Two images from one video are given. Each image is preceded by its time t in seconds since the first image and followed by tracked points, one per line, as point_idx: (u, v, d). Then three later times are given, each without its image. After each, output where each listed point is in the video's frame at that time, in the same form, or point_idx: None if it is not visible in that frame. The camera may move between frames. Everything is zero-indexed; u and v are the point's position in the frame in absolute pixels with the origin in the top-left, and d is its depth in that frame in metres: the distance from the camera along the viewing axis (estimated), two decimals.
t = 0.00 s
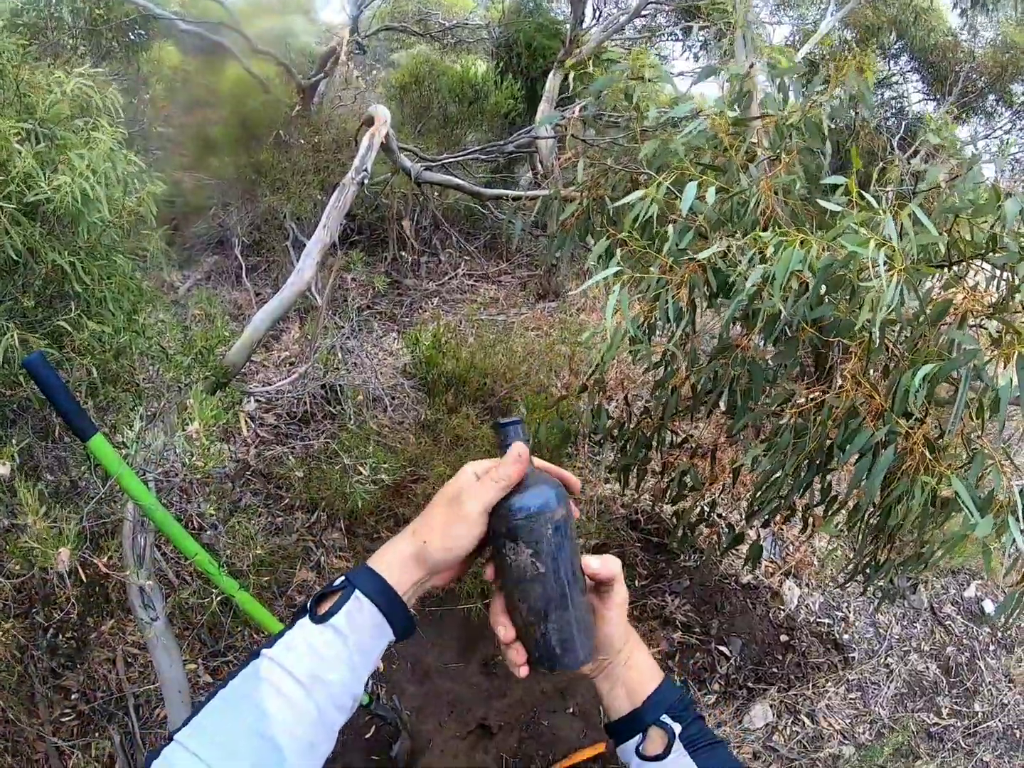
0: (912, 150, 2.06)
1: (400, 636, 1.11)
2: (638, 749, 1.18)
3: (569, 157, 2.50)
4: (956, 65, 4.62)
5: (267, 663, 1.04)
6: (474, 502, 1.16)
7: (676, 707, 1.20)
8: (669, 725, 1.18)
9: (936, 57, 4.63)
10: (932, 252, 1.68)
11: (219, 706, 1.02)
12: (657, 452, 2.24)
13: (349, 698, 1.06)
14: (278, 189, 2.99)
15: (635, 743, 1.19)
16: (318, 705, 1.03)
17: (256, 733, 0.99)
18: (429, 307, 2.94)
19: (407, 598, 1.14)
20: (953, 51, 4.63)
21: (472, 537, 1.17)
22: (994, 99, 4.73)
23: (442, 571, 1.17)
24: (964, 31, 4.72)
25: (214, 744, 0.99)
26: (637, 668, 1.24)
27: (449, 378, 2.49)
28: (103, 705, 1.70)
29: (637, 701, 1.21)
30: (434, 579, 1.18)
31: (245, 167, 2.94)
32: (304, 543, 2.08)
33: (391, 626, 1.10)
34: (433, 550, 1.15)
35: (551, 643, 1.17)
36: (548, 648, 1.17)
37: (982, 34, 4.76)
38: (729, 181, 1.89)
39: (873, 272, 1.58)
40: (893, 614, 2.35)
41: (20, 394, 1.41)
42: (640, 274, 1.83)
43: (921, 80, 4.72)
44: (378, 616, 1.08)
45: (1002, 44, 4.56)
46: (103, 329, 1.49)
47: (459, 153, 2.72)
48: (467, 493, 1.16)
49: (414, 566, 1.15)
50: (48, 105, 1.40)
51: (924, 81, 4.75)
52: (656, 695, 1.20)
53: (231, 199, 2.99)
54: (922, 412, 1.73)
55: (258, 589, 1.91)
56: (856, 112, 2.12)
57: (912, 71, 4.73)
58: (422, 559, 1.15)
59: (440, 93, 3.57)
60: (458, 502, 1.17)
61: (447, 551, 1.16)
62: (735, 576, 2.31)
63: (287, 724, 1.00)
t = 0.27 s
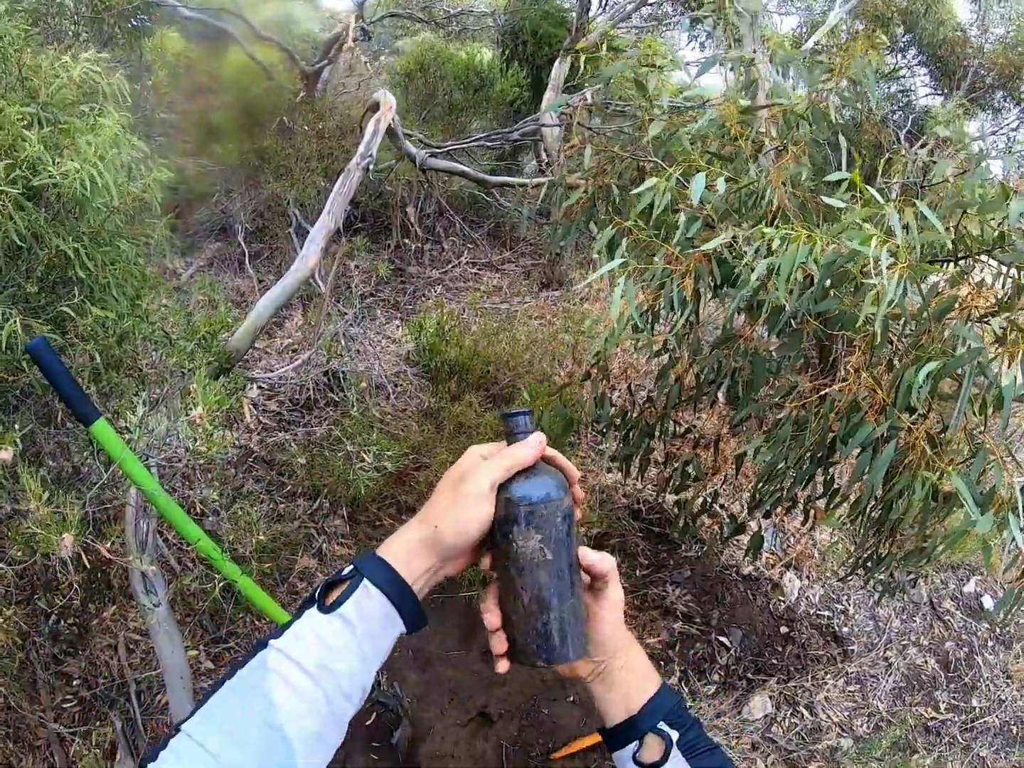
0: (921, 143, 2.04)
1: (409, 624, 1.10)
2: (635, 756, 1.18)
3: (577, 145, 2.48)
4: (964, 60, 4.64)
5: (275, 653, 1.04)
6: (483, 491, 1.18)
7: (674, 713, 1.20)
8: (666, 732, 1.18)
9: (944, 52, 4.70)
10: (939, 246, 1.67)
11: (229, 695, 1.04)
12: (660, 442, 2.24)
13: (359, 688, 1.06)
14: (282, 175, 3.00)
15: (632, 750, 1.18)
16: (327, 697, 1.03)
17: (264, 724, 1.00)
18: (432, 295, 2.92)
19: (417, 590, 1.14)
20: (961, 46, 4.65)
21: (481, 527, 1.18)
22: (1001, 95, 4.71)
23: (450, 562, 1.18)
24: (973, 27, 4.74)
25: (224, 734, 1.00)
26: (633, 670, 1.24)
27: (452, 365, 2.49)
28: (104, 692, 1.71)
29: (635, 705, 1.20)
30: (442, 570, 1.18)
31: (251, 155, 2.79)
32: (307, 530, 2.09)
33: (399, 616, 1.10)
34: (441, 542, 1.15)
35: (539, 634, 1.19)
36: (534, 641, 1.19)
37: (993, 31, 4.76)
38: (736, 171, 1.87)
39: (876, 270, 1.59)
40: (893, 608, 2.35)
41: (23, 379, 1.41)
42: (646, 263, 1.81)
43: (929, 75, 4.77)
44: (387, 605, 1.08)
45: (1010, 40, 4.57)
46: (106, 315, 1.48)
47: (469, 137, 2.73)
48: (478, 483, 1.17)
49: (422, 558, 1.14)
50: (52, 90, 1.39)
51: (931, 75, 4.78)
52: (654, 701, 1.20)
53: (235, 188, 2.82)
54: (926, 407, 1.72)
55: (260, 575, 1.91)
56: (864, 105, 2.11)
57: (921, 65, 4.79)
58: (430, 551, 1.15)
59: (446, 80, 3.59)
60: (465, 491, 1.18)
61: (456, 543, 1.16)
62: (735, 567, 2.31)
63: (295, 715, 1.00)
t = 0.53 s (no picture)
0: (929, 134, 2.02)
1: (407, 609, 1.10)
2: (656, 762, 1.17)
3: (581, 132, 2.46)
4: (974, 53, 4.60)
5: (268, 640, 1.05)
6: (487, 472, 1.18)
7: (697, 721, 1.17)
8: (689, 743, 1.16)
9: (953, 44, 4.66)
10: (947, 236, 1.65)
11: (223, 680, 1.05)
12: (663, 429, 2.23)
13: (355, 674, 1.06)
14: (285, 160, 2.87)
15: (653, 757, 1.17)
16: (321, 684, 1.03)
17: (257, 710, 1.01)
18: (436, 281, 2.91)
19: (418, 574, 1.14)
20: (971, 39, 4.61)
21: (482, 509, 1.18)
22: (1009, 91, 4.68)
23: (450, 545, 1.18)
24: (984, 21, 4.71)
25: (218, 719, 1.02)
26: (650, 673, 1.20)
27: (454, 351, 2.48)
28: (106, 675, 1.71)
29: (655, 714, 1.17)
30: (442, 554, 1.18)
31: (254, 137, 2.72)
32: (308, 515, 2.09)
33: (395, 600, 1.09)
34: (443, 525, 1.15)
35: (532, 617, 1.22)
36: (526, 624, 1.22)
37: (1004, 26, 4.73)
38: (743, 158, 1.86)
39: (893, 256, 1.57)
40: (892, 600, 2.35)
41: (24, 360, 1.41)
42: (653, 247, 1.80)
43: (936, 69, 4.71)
44: (381, 591, 1.08)
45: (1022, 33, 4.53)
46: (108, 296, 1.48)
47: (469, 125, 2.67)
48: (484, 463, 1.18)
49: (423, 542, 1.14)
50: (51, 68, 1.37)
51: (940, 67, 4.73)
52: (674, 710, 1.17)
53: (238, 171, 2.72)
54: (931, 397, 1.72)
55: (261, 559, 1.91)
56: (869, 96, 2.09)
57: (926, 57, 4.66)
58: (432, 535, 1.14)
59: (449, 65, 3.53)
60: (469, 471, 1.18)
61: (456, 524, 1.16)
62: (736, 557, 2.30)
63: (288, 702, 1.01)
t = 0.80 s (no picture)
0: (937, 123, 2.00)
1: (407, 604, 1.10)
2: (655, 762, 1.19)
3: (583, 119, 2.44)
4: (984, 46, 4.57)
5: (268, 635, 1.05)
6: (493, 470, 1.20)
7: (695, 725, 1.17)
8: (687, 748, 1.16)
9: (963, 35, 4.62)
10: (952, 226, 1.64)
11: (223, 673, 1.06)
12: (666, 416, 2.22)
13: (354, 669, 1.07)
14: (287, 148, 2.84)
15: (652, 757, 1.19)
16: (320, 680, 1.03)
17: (255, 705, 1.02)
18: (438, 268, 2.89)
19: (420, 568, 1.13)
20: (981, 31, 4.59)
21: (486, 506, 1.19)
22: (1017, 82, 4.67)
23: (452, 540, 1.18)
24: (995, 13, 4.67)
25: (218, 711, 1.03)
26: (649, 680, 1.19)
27: (457, 337, 2.47)
28: (108, 659, 1.70)
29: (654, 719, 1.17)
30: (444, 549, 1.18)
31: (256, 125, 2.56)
32: (309, 500, 2.09)
33: (395, 596, 1.09)
34: (446, 519, 1.15)
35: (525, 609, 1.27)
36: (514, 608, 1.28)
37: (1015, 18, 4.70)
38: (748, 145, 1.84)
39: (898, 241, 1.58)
40: (891, 592, 2.36)
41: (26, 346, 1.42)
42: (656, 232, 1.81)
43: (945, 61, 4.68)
44: (381, 587, 1.07)
45: None
46: (108, 281, 1.48)
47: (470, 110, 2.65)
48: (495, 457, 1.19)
49: (424, 534, 1.13)
50: (49, 52, 1.37)
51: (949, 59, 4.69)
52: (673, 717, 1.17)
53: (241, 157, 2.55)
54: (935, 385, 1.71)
55: (262, 544, 1.92)
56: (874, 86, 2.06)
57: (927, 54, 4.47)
58: (434, 529, 1.14)
59: (452, 51, 3.50)
60: (475, 467, 1.19)
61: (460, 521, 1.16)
62: (736, 546, 2.30)
63: (285, 697, 1.02)
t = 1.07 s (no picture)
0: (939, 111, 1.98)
1: (398, 598, 1.11)
2: (654, 753, 1.20)
3: (583, 107, 2.42)
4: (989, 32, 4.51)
5: (260, 632, 1.07)
6: (484, 462, 1.20)
7: (695, 713, 1.19)
8: (686, 736, 1.18)
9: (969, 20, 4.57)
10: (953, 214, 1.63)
11: (217, 669, 1.09)
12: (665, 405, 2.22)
13: (346, 666, 1.09)
14: (286, 138, 2.83)
15: (651, 747, 1.20)
16: (311, 676, 1.06)
17: (248, 703, 1.05)
18: (438, 258, 2.88)
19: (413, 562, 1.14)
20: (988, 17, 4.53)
21: (477, 498, 1.19)
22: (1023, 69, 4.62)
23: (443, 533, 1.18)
24: None
25: (213, 708, 1.07)
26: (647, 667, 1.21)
27: (456, 326, 2.47)
28: (109, 649, 1.72)
29: (652, 706, 1.19)
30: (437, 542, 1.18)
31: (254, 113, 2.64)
32: (310, 490, 2.10)
33: (386, 592, 1.10)
34: (439, 512, 1.16)
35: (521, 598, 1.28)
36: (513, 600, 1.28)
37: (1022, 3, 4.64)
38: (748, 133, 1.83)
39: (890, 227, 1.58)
40: (891, 583, 2.35)
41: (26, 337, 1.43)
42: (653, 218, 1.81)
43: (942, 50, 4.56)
44: (370, 584, 1.09)
45: None
46: (106, 272, 1.48)
47: (470, 98, 2.63)
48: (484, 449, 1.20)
49: (416, 529, 1.14)
50: (45, 45, 1.37)
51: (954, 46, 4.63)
52: (672, 704, 1.19)
53: (239, 147, 2.57)
54: (935, 374, 1.71)
55: (263, 533, 1.93)
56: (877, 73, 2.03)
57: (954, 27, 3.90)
58: (426, 522, 1.15)
59: (452, 40, 3.46)
60: (466, 459, 1.20)
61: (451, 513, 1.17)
62: (736, 536, 2.30)
63: (276, 696, 1.05)
